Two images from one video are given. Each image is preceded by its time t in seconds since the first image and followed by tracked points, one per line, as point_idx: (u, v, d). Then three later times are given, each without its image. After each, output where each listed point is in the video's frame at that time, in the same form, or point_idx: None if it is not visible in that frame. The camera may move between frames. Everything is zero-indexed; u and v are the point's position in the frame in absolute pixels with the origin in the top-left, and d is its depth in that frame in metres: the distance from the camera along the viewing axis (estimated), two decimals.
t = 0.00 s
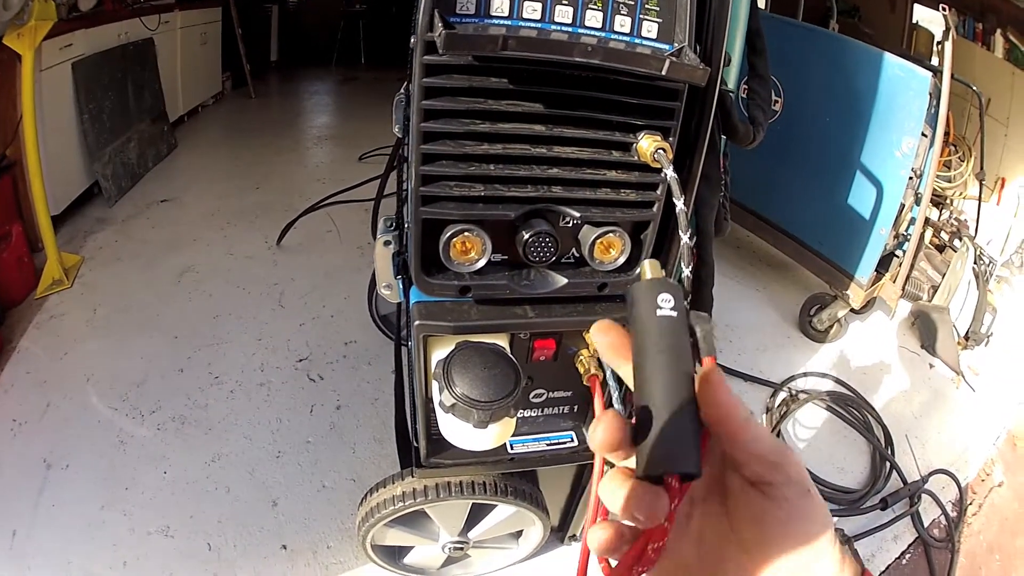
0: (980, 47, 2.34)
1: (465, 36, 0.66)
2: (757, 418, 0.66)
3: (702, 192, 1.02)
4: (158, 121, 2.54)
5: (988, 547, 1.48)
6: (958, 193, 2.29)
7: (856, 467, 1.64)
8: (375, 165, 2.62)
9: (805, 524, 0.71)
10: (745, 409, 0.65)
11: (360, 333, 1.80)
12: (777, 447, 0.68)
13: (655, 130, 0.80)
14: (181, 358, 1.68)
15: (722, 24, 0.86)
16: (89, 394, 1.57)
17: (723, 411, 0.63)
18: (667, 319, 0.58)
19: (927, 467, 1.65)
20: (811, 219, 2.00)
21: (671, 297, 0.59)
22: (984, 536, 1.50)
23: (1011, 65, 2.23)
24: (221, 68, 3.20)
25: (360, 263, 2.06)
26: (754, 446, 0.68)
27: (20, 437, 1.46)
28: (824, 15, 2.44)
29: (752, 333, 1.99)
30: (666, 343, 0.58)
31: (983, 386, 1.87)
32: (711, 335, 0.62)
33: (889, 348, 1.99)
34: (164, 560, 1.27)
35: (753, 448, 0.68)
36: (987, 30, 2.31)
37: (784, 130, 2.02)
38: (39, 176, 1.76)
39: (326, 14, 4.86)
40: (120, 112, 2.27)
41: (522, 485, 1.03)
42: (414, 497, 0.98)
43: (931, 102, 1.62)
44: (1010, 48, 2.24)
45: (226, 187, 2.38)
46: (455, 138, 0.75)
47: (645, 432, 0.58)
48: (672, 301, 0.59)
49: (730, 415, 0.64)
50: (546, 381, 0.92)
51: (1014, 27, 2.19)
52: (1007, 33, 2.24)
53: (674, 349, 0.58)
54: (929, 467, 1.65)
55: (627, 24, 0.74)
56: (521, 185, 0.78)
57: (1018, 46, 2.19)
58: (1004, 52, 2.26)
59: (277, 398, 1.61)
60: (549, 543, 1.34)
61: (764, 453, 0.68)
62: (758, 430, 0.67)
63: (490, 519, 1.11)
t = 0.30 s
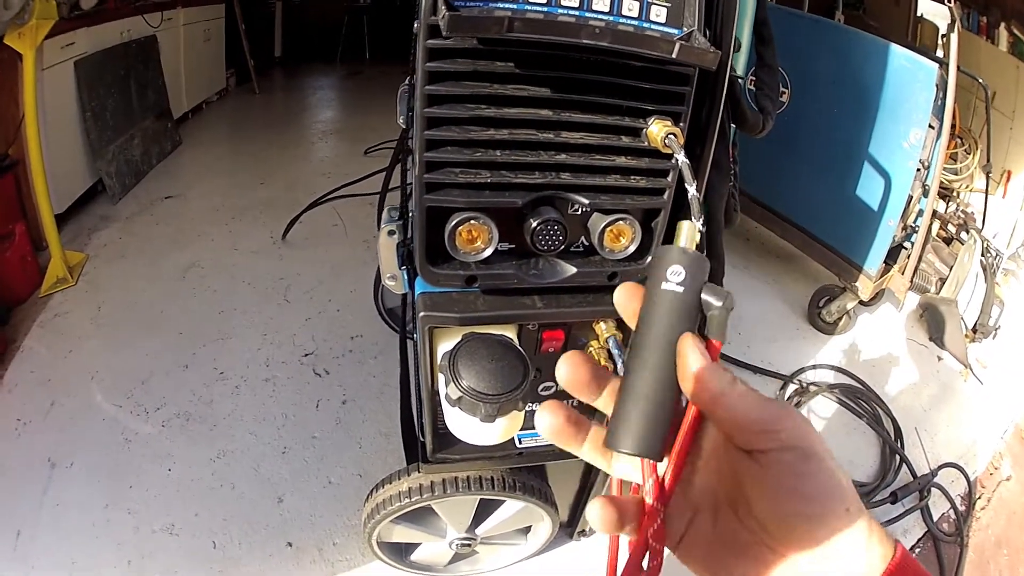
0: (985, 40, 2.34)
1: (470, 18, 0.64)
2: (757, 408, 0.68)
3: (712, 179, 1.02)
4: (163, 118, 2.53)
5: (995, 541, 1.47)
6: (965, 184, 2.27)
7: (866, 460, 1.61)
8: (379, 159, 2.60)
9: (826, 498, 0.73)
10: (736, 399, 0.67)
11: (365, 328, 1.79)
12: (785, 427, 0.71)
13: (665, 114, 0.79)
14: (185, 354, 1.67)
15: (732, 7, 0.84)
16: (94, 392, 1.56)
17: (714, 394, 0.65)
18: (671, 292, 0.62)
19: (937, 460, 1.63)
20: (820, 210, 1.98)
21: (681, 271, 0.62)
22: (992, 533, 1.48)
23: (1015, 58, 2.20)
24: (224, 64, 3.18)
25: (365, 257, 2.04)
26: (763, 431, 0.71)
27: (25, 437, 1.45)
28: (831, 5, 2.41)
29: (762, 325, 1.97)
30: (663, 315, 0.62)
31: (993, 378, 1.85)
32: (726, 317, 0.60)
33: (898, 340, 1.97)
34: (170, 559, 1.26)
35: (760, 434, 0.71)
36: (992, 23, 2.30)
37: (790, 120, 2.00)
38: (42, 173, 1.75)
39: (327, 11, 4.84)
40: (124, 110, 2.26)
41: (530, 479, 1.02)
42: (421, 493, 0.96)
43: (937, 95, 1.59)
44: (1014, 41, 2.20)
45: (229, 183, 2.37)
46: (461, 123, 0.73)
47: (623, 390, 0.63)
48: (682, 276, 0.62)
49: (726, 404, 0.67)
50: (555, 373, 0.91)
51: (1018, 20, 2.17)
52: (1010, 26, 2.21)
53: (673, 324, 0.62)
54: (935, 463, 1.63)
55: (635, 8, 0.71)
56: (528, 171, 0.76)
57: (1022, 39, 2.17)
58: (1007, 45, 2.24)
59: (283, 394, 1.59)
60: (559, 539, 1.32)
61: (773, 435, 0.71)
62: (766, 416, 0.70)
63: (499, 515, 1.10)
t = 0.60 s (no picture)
0: (974, 38, 2.34)
1: (448, 17, 0.64)
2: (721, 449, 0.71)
3: (695, 179, 1.00)
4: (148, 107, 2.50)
5: (980, 539, 1.49)
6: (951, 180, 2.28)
7: (847, 456, 1.64)
8: (362, 149, 2.57)
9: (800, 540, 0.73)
10: (702, 444, 0.70)
11: (345, 320, 1.78)
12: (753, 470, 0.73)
13: (648, 115, 0.78)
14: (166, 348, 1.66)
15: (718, 6, 0.84)
16: (77, 388, 1.55)
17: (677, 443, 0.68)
18: (623, 363, 0.64)
19: (920, 456, 1.65)
20: (802, 204, 1.99)
21: (631, 339, 0.64)
22: (978, 530, 1.51)
23: (1004, 56, 2.24)
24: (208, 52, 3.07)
25: (346, 249, 2.04)
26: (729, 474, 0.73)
27: (9, 434, 1.44)
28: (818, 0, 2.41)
29: (744, 319, 1.98)
30: (622, 384, 0.65)
31: (977, 374, 1.87)
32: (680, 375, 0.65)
33: (881, 334, 1.98)
34: (154, 556, 1.26)
35: (727, 476, 0.73)
36: (982, 21, 2.30)
37: (775, 114, 2.01)
38: (25, 168, 1.73)
39: None
40: (106, 100, 2.23)
41: (510, 478, 1.02)
42: (401, 493, 0.96)
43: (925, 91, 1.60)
44: (1004, 40, 2.22)
45: (211, 172, 2.35)
46: (436, 124, 0.73)
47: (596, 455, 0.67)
48: (632, 345, 0.64)
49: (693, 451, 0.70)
50: (533, 373, 0.91)
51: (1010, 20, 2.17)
52: (1002, 25, 2.22)
53: (632, 389, 0.65)
54: (920, 458, 1.65)
55: (618, 5, 0.71)
56: (505, 173, 0.76)
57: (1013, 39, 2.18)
58: (998, 43, 2.25)
59: (263, 387, 1.59)
60: (540, 534, 1.33)
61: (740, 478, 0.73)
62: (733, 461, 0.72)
63: (478, 513, 1.11)
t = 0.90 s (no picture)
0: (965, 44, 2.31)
1: (417, 20, 0.63)
2: (702, 440, 0.73)
3: (666, 179, 1.01)
4: (132, 93, 2.47)
5: (954, 539, 1.52)
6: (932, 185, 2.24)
7: (818, 455, 1.66)
8: (338, 138, 2.56)
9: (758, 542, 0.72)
10: (689, 433, 0.73)
11: (318, 311, 1.78)
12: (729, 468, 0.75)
13: (618, 117, 0.79)
14: (142, 338, 1.65)
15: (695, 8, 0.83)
16: (54, 377, 1.54)
17: (664, 430, 0.73)
18: (555, 382, 0.66)
19: (891, 457, 1.68)
20: (779, 204, 2.01)
21: (560, 359, 0.66)
22: (952, 530, 1.54)
23: (995, 64, 2.22)
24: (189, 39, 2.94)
25: (321, 239, 2.03)
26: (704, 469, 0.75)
27: None
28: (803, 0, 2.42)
29: (715, 317, 1.99)
30: (555, 403, 0.66)
31: (951, 377, 1.90)
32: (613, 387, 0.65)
33: (856, 334, 2.01)
34: (129, 548, 1.26)
35: (703, 469, 0.75)
36: (974, 28, 2.24)
37: (754, 114, 2.02)
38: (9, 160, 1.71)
39: None
40: (89, 87, 2.20)
41: (474, 471, 1.04)
42: (368, 485, 0.97)
43: (908, 95, 1.62)
44: (995, 48, 2.19)
45: (190, 160, 2.33)
46: (406, 124, 0.73)
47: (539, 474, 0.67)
48: (560, 364, 0.66)
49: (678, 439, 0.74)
50: (498, 369, 0.93)
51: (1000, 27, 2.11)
52: (993, 32, 2.16)
53: (566, 407, 0.66)
54: (892, 458, 1.68)
55: (593, 6, 0.71)
56: (473, 173, 0.77)
57: (1004, 47, 2.14)
58: (989, 50, 2.22)
59: (236, 377, 1.59)
60: (506, 527, 1.35)
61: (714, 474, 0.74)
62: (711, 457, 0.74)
63: (444, 506, 1.12)
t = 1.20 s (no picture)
0: (957, 46, 2.35)
1: (406, 29, 0.65)
2: (697, 434, 0.74)
3: (656, 182, 1.02)
4: (127, 100, 2.48)
5: (953, 537, 1.53)
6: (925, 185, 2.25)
7: (814, 455, 1.67)
8: (333, 145, 2.57)
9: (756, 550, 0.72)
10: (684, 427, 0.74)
11: (313, 317, 1.80)
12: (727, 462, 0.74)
13: (605, 122, 0.80)
14: (139, 344, 1.66)
15: (681, 14, 0.85)
16: (52, 383, 1.55)
17: (659, 422, 0.75)
18: (555, 374, 0.67)
19: (889, 457, 1.69)
20: (770, 206, 2.03)
21: (559, 351, 0.67)
22: (952, 528, 1.55)
23: (988, 64, 2.23)
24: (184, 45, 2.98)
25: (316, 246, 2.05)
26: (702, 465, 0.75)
27: None
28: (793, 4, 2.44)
29: (708, 319, 2.01)
30: (554, 394, 0.67)
31: (948, 377, 1.91)
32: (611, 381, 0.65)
33: (852, 336, 2.02)
34: (128, 552, 1.27)
35: (697, 462, 0.75)
36: (967, 29, 2.29)
37: (746, 118, 2.03)
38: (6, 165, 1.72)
39: None
40: (85, 95, 2.21)
41: (471, 474, 1.05)
42: (365, 488, 0.99)
43: (899, 97, 1.64)
44: (988, 48, 2.22)
45: (186, 167, 2.34)
46: (397, 130, 0.75)
47: (540, 464, 0.68)
48: (560, 356, 0.67)
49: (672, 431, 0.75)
50: (493, 371, 0.94)
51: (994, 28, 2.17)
52: (986, 33, 2.21)
53: (566, 398, 0.67)
54: (891, 459, 1.69)
55: (580, 13, 0.73)
56: (463, 178, 0.78)
57: (998, 47, 2.18)
58: (982, 51, 2.25)
59: (232, 383, 1.60)
60: (503, 530, 1.36)
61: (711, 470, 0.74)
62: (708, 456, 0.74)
63: (441, 508, 1.13)
